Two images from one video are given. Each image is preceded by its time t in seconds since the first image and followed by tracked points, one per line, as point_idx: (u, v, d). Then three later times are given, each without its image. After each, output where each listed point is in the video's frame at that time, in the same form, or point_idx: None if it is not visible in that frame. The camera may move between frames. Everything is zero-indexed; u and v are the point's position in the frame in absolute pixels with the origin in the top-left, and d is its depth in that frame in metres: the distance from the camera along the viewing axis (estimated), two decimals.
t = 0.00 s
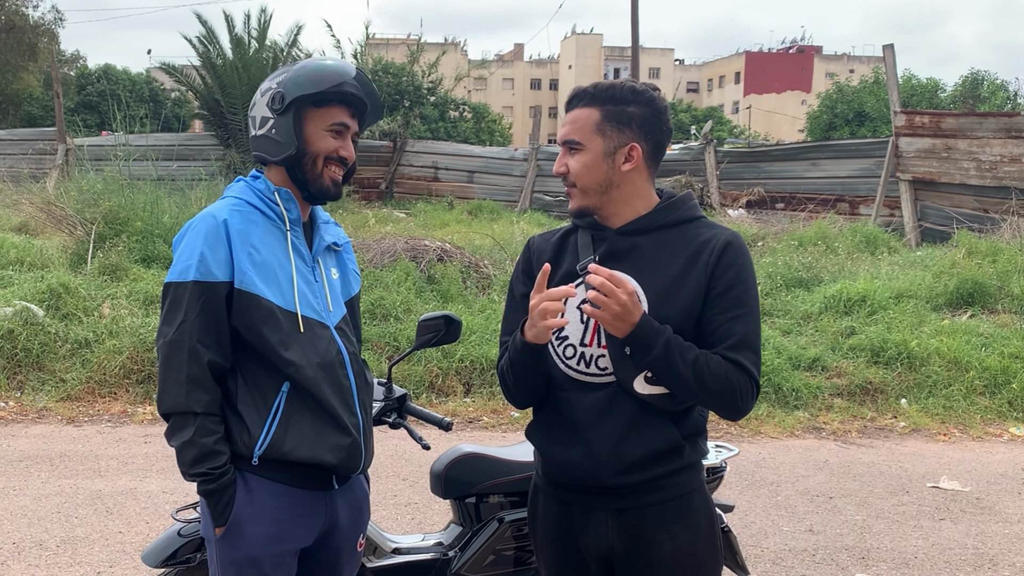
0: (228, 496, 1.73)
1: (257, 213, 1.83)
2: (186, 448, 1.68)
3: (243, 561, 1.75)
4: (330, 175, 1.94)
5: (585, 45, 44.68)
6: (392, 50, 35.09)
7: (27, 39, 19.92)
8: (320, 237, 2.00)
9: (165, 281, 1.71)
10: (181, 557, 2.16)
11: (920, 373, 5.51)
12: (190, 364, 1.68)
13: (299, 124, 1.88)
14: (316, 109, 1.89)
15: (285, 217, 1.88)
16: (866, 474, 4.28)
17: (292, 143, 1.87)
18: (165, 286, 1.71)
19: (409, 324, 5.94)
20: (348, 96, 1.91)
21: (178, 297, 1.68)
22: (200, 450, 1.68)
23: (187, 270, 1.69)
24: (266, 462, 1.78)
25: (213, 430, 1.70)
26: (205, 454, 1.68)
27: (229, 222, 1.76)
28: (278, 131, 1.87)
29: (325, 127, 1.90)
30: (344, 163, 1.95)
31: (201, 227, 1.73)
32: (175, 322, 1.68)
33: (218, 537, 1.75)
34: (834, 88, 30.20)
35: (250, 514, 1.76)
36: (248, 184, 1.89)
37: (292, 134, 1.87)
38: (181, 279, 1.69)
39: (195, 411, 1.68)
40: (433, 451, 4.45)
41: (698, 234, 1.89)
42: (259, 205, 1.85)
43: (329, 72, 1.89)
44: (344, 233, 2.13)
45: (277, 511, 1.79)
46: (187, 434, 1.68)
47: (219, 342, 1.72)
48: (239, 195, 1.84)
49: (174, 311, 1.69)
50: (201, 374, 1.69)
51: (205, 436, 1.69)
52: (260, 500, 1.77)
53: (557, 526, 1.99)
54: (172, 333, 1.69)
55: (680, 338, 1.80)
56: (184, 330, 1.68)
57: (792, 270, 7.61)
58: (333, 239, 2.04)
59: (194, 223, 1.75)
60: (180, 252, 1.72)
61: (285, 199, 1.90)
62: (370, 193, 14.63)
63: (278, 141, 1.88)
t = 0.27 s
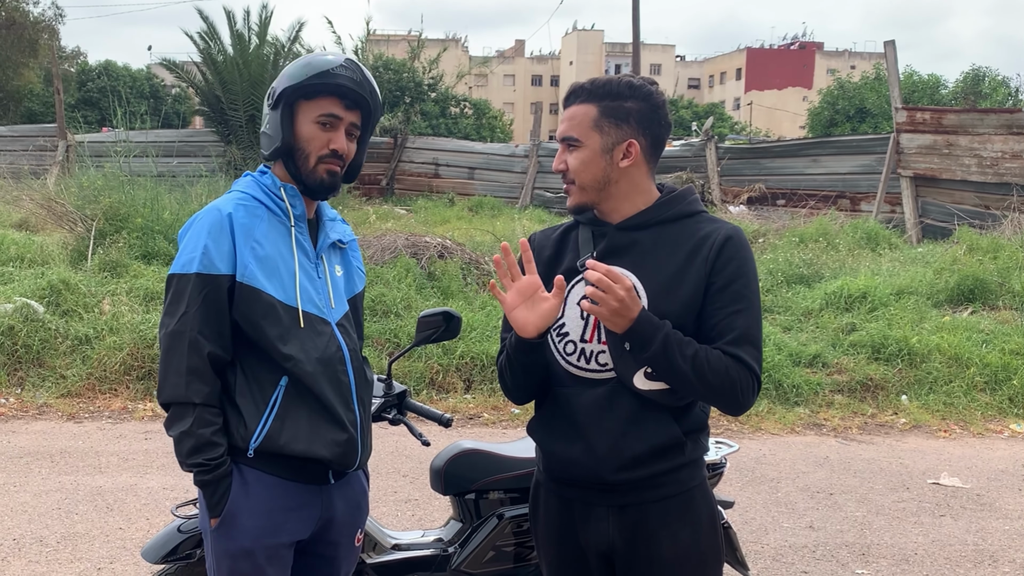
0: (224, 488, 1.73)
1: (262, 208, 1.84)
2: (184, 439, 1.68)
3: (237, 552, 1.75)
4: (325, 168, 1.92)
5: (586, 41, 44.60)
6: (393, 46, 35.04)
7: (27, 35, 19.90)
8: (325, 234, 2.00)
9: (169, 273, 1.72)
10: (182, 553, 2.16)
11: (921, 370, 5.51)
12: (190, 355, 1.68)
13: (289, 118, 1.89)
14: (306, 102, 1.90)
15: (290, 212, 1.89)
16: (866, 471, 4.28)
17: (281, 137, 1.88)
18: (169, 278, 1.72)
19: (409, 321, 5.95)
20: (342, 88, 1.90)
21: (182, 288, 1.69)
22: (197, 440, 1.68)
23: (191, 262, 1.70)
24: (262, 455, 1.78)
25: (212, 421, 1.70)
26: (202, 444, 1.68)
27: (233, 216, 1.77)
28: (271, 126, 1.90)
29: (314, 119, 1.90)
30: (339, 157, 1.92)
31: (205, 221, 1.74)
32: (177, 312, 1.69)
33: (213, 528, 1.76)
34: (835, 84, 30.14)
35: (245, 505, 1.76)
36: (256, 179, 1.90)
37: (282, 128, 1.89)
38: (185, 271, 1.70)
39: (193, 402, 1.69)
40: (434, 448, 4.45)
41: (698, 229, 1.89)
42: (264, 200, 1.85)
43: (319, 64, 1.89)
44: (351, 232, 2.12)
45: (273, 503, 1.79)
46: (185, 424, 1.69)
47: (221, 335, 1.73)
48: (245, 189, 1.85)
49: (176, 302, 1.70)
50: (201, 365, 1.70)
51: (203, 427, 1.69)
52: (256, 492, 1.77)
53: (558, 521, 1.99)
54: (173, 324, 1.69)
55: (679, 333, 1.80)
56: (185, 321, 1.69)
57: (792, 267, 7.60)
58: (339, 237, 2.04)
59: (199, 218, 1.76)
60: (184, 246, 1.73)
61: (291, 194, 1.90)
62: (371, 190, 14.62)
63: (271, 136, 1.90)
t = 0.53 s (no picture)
0: (223, 479, 1.74)
1: (267, 204, 1.84)
2: (185, 430, 1.69)
3: (235, 542, 1.76)
4: (332, 172, 1.92)
5: (587, 37, 44.52)
6: (393, 42, 35.00)
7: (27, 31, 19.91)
8: (331, 231, 1.99)
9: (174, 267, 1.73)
10: (183, 549, 2.17)
11: (921, 366, 5.51)
12: (193, 347, 1.69)
13: (290, 127, 1.89)
14: (305, 109, 1.88)
15: (294, 208, 1.89)
16: (867, 467, 4.28)
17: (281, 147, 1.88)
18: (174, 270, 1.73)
19: (410, 317, 5.95)
20: (338, 91, 1.88)
21: (186, 280, 1.70)
22: (198, 431, 1.69)
23: (195, 255, 1.70)
24: (261, 447, 1.78)
25: (212, 412, 1.71)
26: (203, 435, 1.69)
27: (238, 210, 1.78)
28: (271, 135, 1.89)
29: (315, 126, 1.88)
30: (344, 159, 1.92)
31: (209, 216, 1.75)
32: (181, 303, 1.70)
33: (212, 519, 1.77)
34: (836, 80, 30.07)
35: (243, 498, 1.77)
36: (262, 175, 1.90)
37: (284, 138, 1.88)
38: (190, 264, 1.71)
39: (195, 393, 1.69)
40: (434, 444, 4.46)
41: (699, 224, 1.88)
42: (268, 195, 1.85)
43: (317, 68, 1.86)
44: (358, 229, 2.12)
45: (270, 496, 1.79)
46: (186, 415, 1.69)
47: (223, 327, 1.73)
48: (251, 185, 1.85)
49: (180, 294, 1.70)
50: (203, 357, 1.70)
51: (203, 418, 1.70)
52: (254, 484, 1.78)
53: (559, 517, 1.99)
54: (177, 316, 1.70)
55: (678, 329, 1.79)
56: (189, 312, 1.69)
57: (793, 263, 7.60)
58: (345, 234, 2.03)
59: (203, 213, 1.76)
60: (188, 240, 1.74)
61: (296, 191, 1.90)
62: (372, 186, 14.62)
63: (273, 145, 1.89)
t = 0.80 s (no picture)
0: (221, 471, 1.74)
1: (268, 203, 1.85)
2: (181, 424, 1.69)
3: (235, 533, 1.75)
4: (329, 172, 1.91)
5: (589, 35, 44.50)
6: (395, 41, 34.97)
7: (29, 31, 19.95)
8: (332, 232, 2.00)
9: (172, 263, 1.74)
10: (185, 548, 2.17)
11: (923, 364, 5.50)
12: (189, 343, 1.69)
13: (294, 122, 1.90)
14: (310, 105, 1.89)
15: (295, 209, 1.89)
16: (869, 465, 4.28)
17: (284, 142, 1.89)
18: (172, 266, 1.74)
19: (412, 316, 5.95)
20: (343, 90, 1.89)
21: (184, 277, 1.70)
22: (195, 425, 1.69)
23: (193, 252, 1.71)
24: (256, 442, 1.78)
25: (208, 407, 1.71)
26: (199, 430, 1.70)
27: (238, 209, 1.78)
28: (277, 128, 1.91)
29: (317, 123, 1.89)
30: (342, 160, 1.92)
31: (208, 214, 1.76)
32: (178, 299, 1.70)
33: (210, 512, 1.77)
34: (838, 78, 30.01)
35: (242, 494, 1.77)
36: (265, 175, 1.90)
37: (286, 131, 1.89)
38: (187, 261, 1.71)
39: (190, 387, 1.69)
40: (436, 442, 4.46)
41: (697, 221, 1.87)
42: (270, 195, 1.86)
43: (323, 65, 1.87)
44: (361, 232, 2.13)
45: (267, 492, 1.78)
46: (182, 410, 1.69)
47: (220, 324, 1.73)
48: (253, 184, 1.86)
49: (177, 291, 1.70)
50: (199, 353, 1.70)
51: (200, 412, 1.70)
52: (251, 480, 1.78)
53: (561, 515, 1.99)
54: (174, 311, 1.70)
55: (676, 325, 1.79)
56: (186, 308, 1.69)
57: (795, 261, 7.59)
58: (346, 236, 2.03)
59: (202, 211, 1.77)
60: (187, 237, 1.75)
61: (298, 191, 1.90)
62: (373, 184, 14.62)
63: (277, 138, 1.92)
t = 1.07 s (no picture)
0: (225, 471, 1.72)
1: (269, 205, 1.85)
2: (185, 424, 1.68)
3: (240, 531, 1.75)
4: (323, 175, 1.92)
5: (591, 37, 44.51)
6: (397, 42, 35.00)
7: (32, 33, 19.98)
8: (331, 235, 2.00)
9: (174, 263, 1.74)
10: (187, 550, 2.17)
11: (927, 365, 5.49)
12: (192, 342, 1.69)
13: (290, 124, 1.92)
14: (305, 108, 1.90)
15: (296, 211, 1.89)
16: (872, 467, 4.27)
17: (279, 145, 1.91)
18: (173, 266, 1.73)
19: (414, 317, 5.95)
20: (336, 93, 1.88)
21: (186, 277, 1.70)
22: (199, 425, 1.68)
23: (196, 252, 1.71)
24: (259, 443, 1.78)
25: (213, 407, 1.70)
26: (204, 429, 1.68)
27: (239, 210, 1.78)
28: (275, 131, 1.93)
29: (311, 126, 1.90)
30: (336, 163, 1.92)
31: (210, 214, 1.76)
32: (180, 299, 1.70)
33: (213, 513, 1.76)
34: (841, 79, 29.98)
35: (247, 495, 1.76)
36: (265, 176, 1.90)
37: (282, 135, 1.92)
38: (190, 261, 1.71)
39: (194, 387, 1.68)
40: (439, 444, 4.46)
41: (694, 220, 1.88)
42: (271, 197, 1.86)
43: (317, 68, 1.88)
44: (360, 234, 2.11)
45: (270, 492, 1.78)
46: (185, 410, 1.68)
47: (222, 324, 1.73)
48: (254, 185, 1.86)
49: (179, 290, 1.70)
50: (202, 352, 1.70)
51: (203, 412, 1.69)
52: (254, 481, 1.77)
53: (567, 517, 1.99)
54: (176, 311, 1.70)
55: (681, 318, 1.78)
56: (188, 308, 1.69)
57: (797, 262, 7.58)
58: (346, 239, 2.02)
59: (203, 212, 1.77)
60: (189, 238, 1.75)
61: (298, 194, 1.91)
62: (376, 186, 14.61)
63: (274, 141, 1.94)
